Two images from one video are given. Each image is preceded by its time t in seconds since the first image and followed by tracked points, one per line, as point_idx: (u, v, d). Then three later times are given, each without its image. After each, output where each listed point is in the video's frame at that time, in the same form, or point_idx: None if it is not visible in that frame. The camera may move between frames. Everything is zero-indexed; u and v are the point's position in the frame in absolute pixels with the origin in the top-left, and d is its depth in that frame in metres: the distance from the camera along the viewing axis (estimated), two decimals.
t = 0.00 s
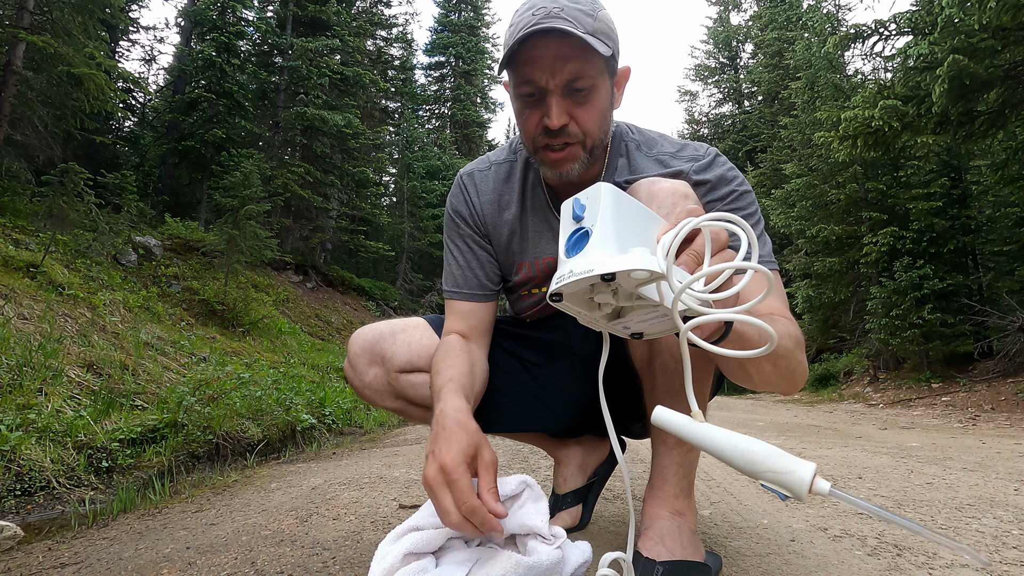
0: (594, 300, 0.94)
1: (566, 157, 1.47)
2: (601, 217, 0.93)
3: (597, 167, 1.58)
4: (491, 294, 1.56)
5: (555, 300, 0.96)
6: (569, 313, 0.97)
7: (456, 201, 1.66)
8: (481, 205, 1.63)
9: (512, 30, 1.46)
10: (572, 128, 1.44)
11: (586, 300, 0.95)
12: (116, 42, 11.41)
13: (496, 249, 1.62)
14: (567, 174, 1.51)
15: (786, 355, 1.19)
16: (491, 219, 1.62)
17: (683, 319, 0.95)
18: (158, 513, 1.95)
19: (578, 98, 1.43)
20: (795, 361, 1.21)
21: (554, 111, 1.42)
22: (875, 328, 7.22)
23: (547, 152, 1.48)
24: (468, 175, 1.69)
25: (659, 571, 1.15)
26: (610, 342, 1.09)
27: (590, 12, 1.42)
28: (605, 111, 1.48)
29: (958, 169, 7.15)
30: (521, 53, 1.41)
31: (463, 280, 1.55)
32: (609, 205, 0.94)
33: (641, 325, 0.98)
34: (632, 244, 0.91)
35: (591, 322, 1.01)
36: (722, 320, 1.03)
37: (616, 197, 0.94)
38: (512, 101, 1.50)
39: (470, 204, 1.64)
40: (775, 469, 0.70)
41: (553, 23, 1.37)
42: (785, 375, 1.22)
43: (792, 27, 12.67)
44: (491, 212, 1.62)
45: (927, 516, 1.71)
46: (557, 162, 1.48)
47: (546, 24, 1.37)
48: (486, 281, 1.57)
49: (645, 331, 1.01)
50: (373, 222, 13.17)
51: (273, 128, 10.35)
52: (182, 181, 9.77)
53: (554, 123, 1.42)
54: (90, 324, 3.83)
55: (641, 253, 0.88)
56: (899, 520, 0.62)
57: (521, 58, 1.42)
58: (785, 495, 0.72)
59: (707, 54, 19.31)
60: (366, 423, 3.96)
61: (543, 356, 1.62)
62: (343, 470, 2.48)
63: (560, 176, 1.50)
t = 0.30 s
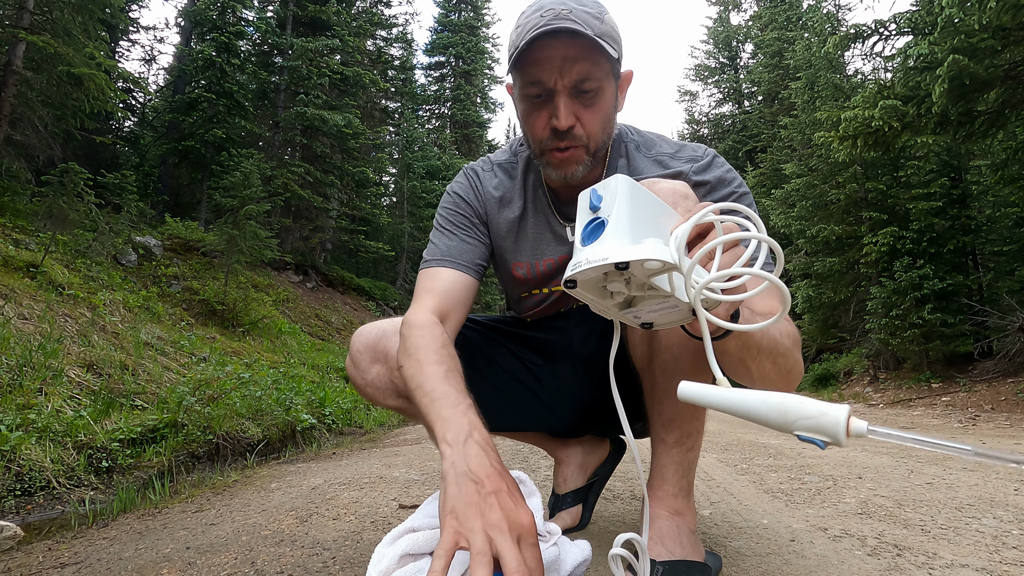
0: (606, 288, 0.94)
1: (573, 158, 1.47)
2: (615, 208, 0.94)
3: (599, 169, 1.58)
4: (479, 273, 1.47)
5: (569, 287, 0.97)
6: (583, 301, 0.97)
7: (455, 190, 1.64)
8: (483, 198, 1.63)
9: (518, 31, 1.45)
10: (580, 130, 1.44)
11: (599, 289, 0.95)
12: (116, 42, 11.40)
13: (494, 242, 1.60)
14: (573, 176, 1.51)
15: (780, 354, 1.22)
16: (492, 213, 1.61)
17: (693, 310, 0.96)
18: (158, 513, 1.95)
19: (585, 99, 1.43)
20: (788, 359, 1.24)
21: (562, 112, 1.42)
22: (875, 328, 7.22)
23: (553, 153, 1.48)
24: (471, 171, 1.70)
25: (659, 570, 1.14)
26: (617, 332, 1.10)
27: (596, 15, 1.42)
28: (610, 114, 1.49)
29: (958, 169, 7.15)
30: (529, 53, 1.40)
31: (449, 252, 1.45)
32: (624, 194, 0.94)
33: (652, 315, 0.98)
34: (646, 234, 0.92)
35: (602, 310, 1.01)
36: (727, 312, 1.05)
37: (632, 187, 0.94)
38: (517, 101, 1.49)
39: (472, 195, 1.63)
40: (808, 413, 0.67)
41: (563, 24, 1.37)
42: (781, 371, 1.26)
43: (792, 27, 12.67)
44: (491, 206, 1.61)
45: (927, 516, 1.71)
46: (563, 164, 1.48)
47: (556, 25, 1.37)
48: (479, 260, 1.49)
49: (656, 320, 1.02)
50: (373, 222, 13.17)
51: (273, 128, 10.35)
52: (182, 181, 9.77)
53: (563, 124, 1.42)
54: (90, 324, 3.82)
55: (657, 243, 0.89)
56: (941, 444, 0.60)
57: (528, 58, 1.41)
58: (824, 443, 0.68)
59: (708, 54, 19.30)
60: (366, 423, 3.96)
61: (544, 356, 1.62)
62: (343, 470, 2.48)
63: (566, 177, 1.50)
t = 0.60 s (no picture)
0: (641, 300, 0.95)
1: (580, 153, 1.47)
2: (652, 226, 0.95)
3: (607, 167, 1.58)
4: (456, 278, 1.50)
5: (605, 298, 0.97)
6: (617, 311, 0.99)
7: (458, 182, 1.65)
8: (485, 193, 1.63)
9: (546, 18, 1.46)
10: (591, 126, 1.44)
11: (634, 299, 0.96)
12: (116, 41, 11.40)
13: (494, 239, 1.61)
14: (579, 172, 1.51)
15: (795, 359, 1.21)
16: (495, 209, 1.61)
17: (724, 320, 0.96)
18: (158, 513, 1.95)
19: (601, 96, 1.43)
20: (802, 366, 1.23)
21: (576, 106, 1.41)
22: (875, 328, 7.22)
23: (562, 146, 1.47)
24: (474, 163, 1.70)
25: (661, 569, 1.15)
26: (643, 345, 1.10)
27: (625, 14, 1.43)
28: (624, 116, 1.49)
29: (958, 169, 7.15)
30: (552, 41, 1.40)
31: (430, 252, 1.48)
32: (661, 212, 0.96)
33: (684, 325, 0.98)
34: (683, 251, 0.93)
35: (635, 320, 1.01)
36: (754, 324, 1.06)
37: (670, 206, 0.97)
38: (534, 87, 1.49)
39: (474, 191, 1.63)
40: (857, 453, 0.78)
41: (589, 18, 1.37)
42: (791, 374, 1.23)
43: (792, 27, 12.67)
44: (493, 200, 1.62)
45: (927, 516, 1.71)
46: (571, 157, 1.48)
47: (583, 17, 1.37)
48: (461, 267, 1.51)
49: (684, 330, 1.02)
50: (373, 222, 13.17)
51: (273, 128, 10.35)
52: (182, 181, 9.77)
53: (575, 117, 1.41)
54: (90, 324, 3.82)
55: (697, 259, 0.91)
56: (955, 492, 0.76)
57: (551, 47, 1.41)
58: (864, 483, 0.79)
59: (708, 54, 19.30)
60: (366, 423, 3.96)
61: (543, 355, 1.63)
62: (343, 470, 2.48)
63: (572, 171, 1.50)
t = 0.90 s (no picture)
0: (636, 314, 0.97)
1: (578, 154, 1.47)
2: (643, 240, 0.96)
3: (608, 169, 1.58)
4: (466, 283, 1.51)
5: (600, 313, 1.00)
6: (612, 324, 1.01)
7: (462, 180, 1.65)
8: (488, 192, 1.63)
9: (558, 15, 1.45)
10: (591, 129, 1.44)
11: (628, 313, 0.99)
12: (116, 42, 11.40)
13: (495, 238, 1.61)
14: (576, 173, 1.51)
15: (790, 359, 1.23)
16: (497, 209, 1.61)
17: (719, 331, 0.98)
18: (158, 513, 1.95)
19: (605, 100, 1.43)
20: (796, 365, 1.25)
21: (577, 107, 1.41)
22: (875, 328, 7.22)
23: (561, 145, 1.48)
24: (478, 161, 1.70)
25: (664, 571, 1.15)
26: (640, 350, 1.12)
27: (638, 20, 1.42)
28: (626, 121, 1.49)
29: (958, 169, 7.15)
30: (561, 40, 1.40)
31: (439, 258, 1.50)
32: (653, 225, 0.96)
33: (679, 336, 1.00)
34: (675, 266, 0.95)
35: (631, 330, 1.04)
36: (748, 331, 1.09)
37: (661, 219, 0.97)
38: (540, 84, 1.48)
39: (476, 190, 1.63)
40: (840, 483, 0.78)
41: (600, 19, 1.37)
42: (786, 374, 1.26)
43: (792, 27, 12.67)
44: (496, 200, 1.62)
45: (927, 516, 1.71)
46: (568, 158, 1.48)
47: (594, 18, 1.37)
48: (466, 269, 1.52)
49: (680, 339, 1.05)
50: (374, 222, 13.17)
51: (273, 128, 10.35)
52: (182, 181, 9.78)
53: (576, 119, 1.42)
54: (90, 324, 3.82)
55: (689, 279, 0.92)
56: (960, 522, 0.71)
57: (559, 45, 1.41)
58: (853, 510, 0.79)
59: (708, 54, 19.29)
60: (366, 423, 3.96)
61: (541, 354, 1.62)
62: (344, 470, 2.48)
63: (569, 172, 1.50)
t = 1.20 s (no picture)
0: (619, 324, 0.97)
1: (571, 158, 1.48)
2: (625, 253, 0.97)
3: (605, 169, 1.58)
4: (464, 283, 1.53)
5: (584, 323, 1.01)
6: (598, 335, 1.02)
7: (460, 180, 1.65)
8: (485, 191, 1.63)
9: (552, 20, 1.45)
10: (584, 135, 1.45)
11: (612, 324, 0.99)
12: (116, 42, 11.40)
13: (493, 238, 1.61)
14: (570, 176, 1.52)
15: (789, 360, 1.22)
16: (494, 209, 1.61)
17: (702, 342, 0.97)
18: (158, 514, 1.95)
19: (598, 106, 1.42)
20: (795, 361, 1.24)
21: (570, 114, 1.42)
22: (875, 328, 7.22)
23: (555, 150, 1.48)
24: (475, 160, 1.70)
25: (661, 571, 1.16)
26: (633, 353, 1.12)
27: (631, 25, 1.41)
28: (621, 125, 1.49)
29: (958, 170, 7.16)
30: (554, 47, 1.39)
31: (438, 259, 1.51)
32: (635, 238, 0.96)
33: (666, 345, 1.00)
34: (655, 278, 0.96)
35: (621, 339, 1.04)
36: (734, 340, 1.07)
37: (642, 234, 0.96)
38: (534, 88, 1.49)
39: (473, 190, 1.63)
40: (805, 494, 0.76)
41: (592, 27, 1.36)
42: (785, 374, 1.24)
43: (792, 27, 12.67)
44: (494, 199, 1.62)
45: (928, 516, 1.71)
46: (563, 162, 1.49)
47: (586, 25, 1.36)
48: (464, 269, 1.53)
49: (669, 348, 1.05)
50: (374, 222, 13.16)
51: (273, 128, 10.36)
52: (182, 181, 9.78)
53: (568, 125, 1.42)
54: (90, 324, 3.82)
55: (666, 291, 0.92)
56: (916, 525, 0.71)
57: (553, 51, 1.41)
58: (818, 517, 0.78)
59: (708, 54, 19.29)
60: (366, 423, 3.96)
61: (540, 354, 1.63)
62: (344, 471, 2.48)
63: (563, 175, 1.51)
